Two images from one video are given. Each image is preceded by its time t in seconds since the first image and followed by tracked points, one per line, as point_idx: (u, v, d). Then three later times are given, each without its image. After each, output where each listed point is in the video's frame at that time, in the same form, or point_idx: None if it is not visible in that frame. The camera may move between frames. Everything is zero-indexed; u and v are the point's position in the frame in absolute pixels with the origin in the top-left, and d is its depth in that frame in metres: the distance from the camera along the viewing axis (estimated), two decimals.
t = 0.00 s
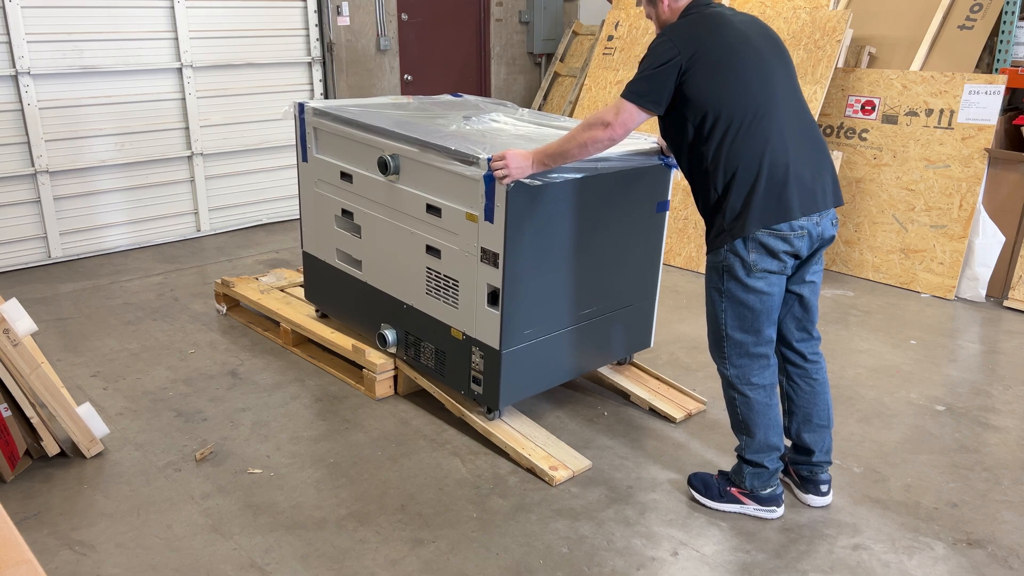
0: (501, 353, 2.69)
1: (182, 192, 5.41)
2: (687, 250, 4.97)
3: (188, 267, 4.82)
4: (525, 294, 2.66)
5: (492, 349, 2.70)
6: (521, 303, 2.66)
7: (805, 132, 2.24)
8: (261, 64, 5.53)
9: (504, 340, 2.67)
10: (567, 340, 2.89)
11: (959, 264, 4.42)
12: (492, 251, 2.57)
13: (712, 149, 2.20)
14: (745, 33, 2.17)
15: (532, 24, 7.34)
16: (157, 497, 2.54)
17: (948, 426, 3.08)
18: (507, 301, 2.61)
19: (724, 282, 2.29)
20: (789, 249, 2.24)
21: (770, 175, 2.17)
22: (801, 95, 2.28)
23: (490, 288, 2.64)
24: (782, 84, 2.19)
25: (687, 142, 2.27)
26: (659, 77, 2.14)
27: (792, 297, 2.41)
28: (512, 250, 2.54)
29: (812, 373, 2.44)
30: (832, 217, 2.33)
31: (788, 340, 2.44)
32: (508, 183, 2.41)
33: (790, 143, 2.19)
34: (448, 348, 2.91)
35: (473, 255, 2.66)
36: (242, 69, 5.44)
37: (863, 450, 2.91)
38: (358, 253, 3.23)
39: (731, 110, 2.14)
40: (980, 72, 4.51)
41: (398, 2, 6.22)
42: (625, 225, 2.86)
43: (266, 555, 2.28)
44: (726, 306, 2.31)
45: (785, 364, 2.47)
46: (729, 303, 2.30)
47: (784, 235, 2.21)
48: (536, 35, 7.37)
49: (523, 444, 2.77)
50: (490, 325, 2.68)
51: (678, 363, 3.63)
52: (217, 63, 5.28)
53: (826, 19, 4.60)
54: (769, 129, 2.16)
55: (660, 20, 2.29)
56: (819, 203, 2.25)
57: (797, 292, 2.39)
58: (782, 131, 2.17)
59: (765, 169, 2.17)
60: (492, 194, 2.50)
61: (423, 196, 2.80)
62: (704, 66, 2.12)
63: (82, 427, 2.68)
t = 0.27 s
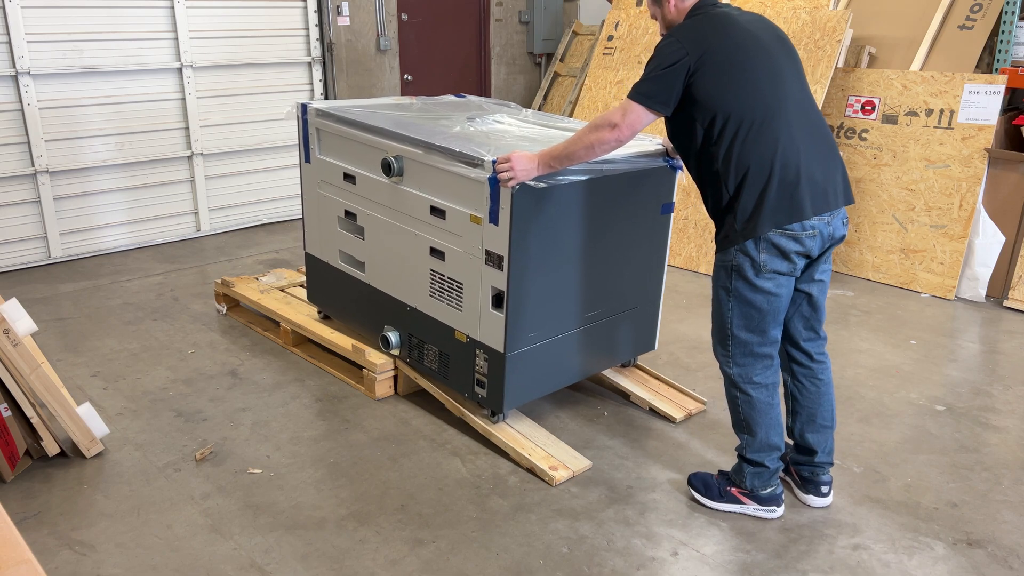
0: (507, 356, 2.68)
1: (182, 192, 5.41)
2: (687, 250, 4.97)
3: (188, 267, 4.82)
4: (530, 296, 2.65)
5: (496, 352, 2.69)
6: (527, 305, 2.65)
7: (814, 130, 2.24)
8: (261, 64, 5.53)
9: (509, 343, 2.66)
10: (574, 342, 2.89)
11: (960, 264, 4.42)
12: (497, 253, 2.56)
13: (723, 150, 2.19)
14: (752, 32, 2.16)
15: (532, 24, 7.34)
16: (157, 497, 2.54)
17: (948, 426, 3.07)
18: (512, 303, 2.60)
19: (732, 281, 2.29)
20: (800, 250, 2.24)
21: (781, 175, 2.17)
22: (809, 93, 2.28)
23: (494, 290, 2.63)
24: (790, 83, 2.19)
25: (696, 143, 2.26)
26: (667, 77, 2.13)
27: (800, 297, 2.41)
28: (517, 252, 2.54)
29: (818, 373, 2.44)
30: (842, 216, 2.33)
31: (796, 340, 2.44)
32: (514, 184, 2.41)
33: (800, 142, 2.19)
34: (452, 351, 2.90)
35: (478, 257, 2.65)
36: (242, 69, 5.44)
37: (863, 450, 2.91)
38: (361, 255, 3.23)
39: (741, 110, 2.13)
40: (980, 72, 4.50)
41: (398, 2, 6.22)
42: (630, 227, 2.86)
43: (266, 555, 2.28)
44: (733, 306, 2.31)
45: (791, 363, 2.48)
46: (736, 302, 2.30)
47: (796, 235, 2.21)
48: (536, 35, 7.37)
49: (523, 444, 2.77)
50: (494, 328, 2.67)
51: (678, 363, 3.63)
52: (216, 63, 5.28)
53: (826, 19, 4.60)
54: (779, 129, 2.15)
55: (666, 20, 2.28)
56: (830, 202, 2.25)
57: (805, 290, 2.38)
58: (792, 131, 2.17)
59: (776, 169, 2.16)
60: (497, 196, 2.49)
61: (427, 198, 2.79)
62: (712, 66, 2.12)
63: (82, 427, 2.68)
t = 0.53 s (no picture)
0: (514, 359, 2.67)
1: (182, 192, 5.41)
2: (687, 250, 4.97)
3: (188, 267, 4.82)
4: (537, 299, 2.65)
5: (500, 355, 2.69)
6: (533, 308, 2.65)
7: (827, 132, 2.23)
8: (261, 64, 5.53)
9: (514, 346, 2.65)
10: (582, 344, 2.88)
11: (959, 264, 4.42)
12: (501, 256, 2.56)
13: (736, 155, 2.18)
14: (761, 35, 2.16)
15: (532, 24, 7.34)
16: (157, 497, 2.54)
17: (948, 426, 3.07)
18: (517, 306, 2.59)
19: (743, 284, 2.28)
20: (817, 255, 2.23)
21: (797, 178, 2.16)
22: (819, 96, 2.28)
23: (499, 293, 2.62)
24: (801, 86, 2.18)
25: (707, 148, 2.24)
26: (677, 83, 2.12)
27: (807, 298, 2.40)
28: (523, 255, 2.53)
29: (821, 373, 2.45)
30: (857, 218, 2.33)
31: (801, 340, 2.44)
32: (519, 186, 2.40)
33: (814, 145, 2.18)
34: (455, 353, 2.90)
35: (482, 260, 2.64)
36: (242, 69, 5.44)
37: (863, 450, 2.91)
38: (364, 256, 3.22)
39: (754, 114, 2.13)
40: (980, 72, 4.50)
41: (397, 2, 6.22)
42: (636, 229, 2.86)
43: (266, 555, 2.28)
44: (741, 307, 2.30)
45: (794, 361, 2.48)
46: (743, 304, 2.30)
47: (814, 240, 2.21)
48: (536, 35, 7.37)
49: (523, 445, 2.77)
50: (499, 331, 2.66)
51: (678, 363, 3.63)
52: (216, 63, 5.28)
53: (826, 19, 4.60)
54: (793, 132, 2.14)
55: (673, 24, 2.27)
56: (845, 204, 2.25)
57: (817, 292, 2.36)
58: (805, 134, 2.17)
59: (792, 173, 2.15)
60: (502, 199, 2.49)
61: (431, 200, 2.79)
62: (724, 70, 2.11)
63: (82, 427, 2.68)
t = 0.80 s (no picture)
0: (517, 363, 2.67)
1: (182, 192, 5.41)
2: (687, 250, 4.97)
3: (188, 267, 4.82)
4: (540, 303, 2.64)
5: (505, 358, 2.68)
6: (537, 312, 2.65)
7: (838, 141, 2.21)
8: (261, 64, 5.53)
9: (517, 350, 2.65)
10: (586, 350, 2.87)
11: (960, 264, 4.42)
12: (506, 258, 2.55)
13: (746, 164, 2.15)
14: (770, 44, 2.14)
15: (532, 24, 7.34)
16: (157, 497, 2.54)
17: (948, 426, 3.07)
18: (522, 309, 2.59)
19: (786, 300, 2.22)
20: (844, 259, 2.23)
21: (809, 187, 2.13)
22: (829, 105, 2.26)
23: (504, 296, 2.62)
24: (812, 95, 2.16)
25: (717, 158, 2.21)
26: (684, 90, 2.10)
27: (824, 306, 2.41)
28: (528, 258, 2.53)
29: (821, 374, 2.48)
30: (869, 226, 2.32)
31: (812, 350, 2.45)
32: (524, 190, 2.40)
33: (825, 154, 2.16)
34: (459, 356, 2.89)
35: (487, 263, 2.64)
36: (242, 69, 5.44)
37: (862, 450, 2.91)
38: (367, 258, 3.22)
39: (763, 123, 2.11)
40: (980, 72, 4.50)
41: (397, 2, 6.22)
42: (641, 231, 2.85)
43: (266, 555, 2.28)
44: (791, 325, 2.23)
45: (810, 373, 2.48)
46: (794, 321, 2.22)
47: (839, 246, 2.20)
48: (536, 35, 7.37)
49: (523, 444, 2.78)
50: (503, 334, 2.66)
51: (678, 363, 3.63)
52: (216, 63, 5.28)
53: (826, 19, 4.60)
54: (803, 140, 2.12)
55: (682, 33, 2.27)
56: (858, 213, 2.22)
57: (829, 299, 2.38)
58: (816, 143, 2.14)
59: (804, 182, 2.13)
60: (506, 201, 2.48)
61: (435, 202, 2.79)
62: (732, 79, 2.09)
63: (82, 427, 2.68)
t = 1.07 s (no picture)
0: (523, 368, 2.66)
1: (182, 192, 5.41)
2: (686, 250, 4.97)
3: (188, 267, 4.82)
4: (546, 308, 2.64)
5: (510, 361, 2.68)
6: (542, 316, 2.64)
7: (855, 152, 2.18)
8: (261, 64, 5.53)
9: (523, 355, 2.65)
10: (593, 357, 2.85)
11: (960, 264, 4.42)
12: (511, 262, 2.55)
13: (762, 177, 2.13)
14: (783, 55, 2.12)
15: (532, 24, 7.34)
16: (157, 497, 2.54)
17: (948, 426, 3.07)
18: (527, 313, 2.59)
19: (818, 313, 2.19)
20: (867, 268, 2.22)
21: (826, 199, 2.11)
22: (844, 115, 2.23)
23: (508, 299, 2.62)
24: (827, 106, 2.14)
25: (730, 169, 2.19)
26: (697, 102, 2.08)
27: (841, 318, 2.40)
28: (532, 262, 2.53)
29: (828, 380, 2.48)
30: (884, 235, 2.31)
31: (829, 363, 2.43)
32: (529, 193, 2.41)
33: (842, 166, 2.13)
34: (462, 358, 2.90)
35: (491, 265, 2.64)
36: (242, 69, 5.45)
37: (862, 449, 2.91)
38: (370, 260, 3.22)
39: (777, 134, 2.08)
40: (980, 72, 4.50)
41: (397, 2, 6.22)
42: (645, 234, 2.86)
43: (266, 555, 2.28)
44: (827, 338, 2.20)
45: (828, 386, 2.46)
46: (829, 333, 2.19)
47: (862, 257, 2.19)
48: (536, 35, 7.37)
49: (523, 444, 2.78)
50: (508, 337, 2.66)
51: (678, 363, 3.63)
52: (216, 63, 5.28)
53: (826, 19, 4.60)
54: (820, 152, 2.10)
55: (692, 44, 2.27)
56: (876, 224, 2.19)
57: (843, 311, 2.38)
58: (833, 155, 2.12)
59: (822, 194, 2.10)
60: (511, 204, 2.48)
61: (439, 204, 2.79)
62: (745, 91, 2.07)
63: (82, 427, 2.68)
